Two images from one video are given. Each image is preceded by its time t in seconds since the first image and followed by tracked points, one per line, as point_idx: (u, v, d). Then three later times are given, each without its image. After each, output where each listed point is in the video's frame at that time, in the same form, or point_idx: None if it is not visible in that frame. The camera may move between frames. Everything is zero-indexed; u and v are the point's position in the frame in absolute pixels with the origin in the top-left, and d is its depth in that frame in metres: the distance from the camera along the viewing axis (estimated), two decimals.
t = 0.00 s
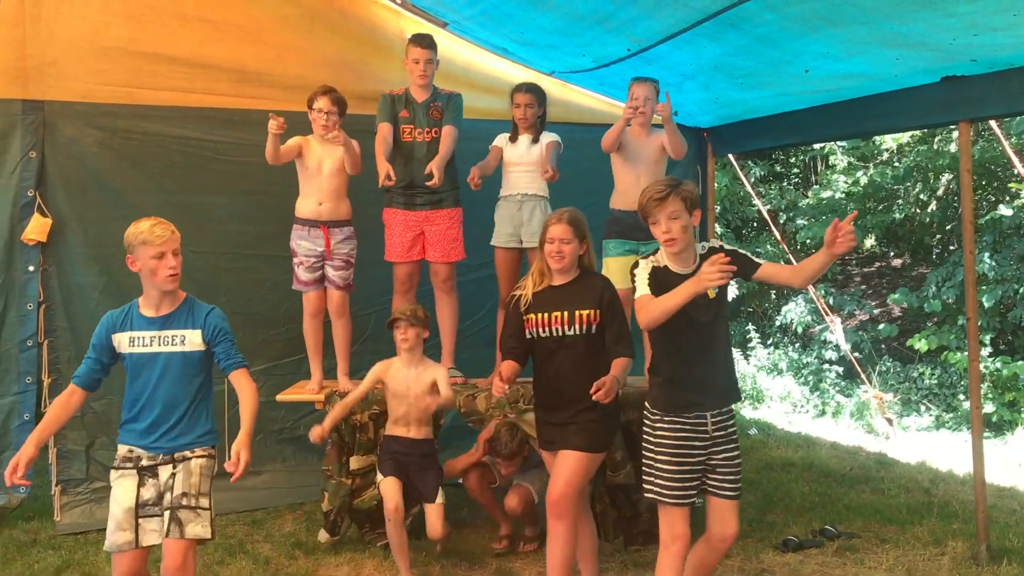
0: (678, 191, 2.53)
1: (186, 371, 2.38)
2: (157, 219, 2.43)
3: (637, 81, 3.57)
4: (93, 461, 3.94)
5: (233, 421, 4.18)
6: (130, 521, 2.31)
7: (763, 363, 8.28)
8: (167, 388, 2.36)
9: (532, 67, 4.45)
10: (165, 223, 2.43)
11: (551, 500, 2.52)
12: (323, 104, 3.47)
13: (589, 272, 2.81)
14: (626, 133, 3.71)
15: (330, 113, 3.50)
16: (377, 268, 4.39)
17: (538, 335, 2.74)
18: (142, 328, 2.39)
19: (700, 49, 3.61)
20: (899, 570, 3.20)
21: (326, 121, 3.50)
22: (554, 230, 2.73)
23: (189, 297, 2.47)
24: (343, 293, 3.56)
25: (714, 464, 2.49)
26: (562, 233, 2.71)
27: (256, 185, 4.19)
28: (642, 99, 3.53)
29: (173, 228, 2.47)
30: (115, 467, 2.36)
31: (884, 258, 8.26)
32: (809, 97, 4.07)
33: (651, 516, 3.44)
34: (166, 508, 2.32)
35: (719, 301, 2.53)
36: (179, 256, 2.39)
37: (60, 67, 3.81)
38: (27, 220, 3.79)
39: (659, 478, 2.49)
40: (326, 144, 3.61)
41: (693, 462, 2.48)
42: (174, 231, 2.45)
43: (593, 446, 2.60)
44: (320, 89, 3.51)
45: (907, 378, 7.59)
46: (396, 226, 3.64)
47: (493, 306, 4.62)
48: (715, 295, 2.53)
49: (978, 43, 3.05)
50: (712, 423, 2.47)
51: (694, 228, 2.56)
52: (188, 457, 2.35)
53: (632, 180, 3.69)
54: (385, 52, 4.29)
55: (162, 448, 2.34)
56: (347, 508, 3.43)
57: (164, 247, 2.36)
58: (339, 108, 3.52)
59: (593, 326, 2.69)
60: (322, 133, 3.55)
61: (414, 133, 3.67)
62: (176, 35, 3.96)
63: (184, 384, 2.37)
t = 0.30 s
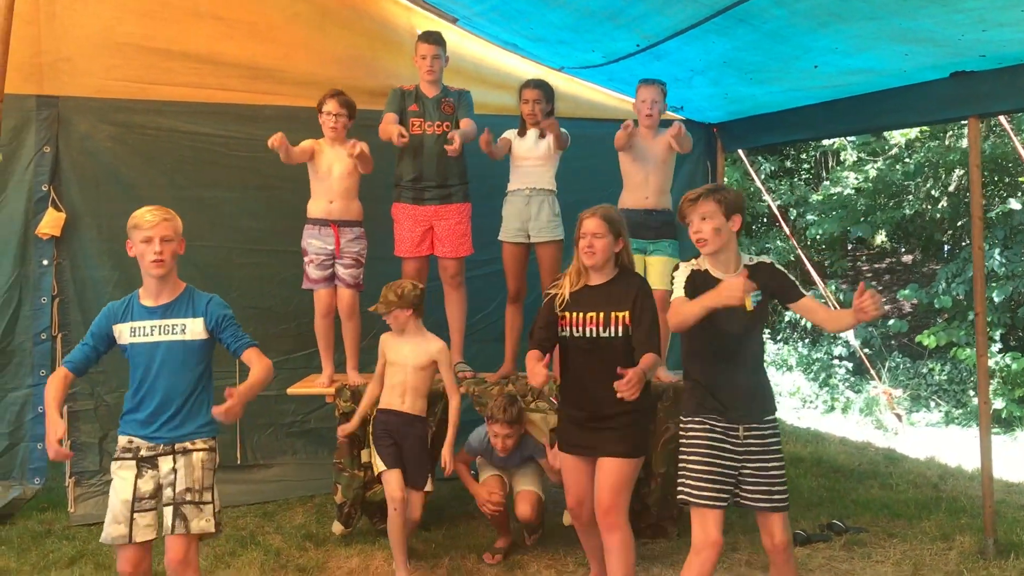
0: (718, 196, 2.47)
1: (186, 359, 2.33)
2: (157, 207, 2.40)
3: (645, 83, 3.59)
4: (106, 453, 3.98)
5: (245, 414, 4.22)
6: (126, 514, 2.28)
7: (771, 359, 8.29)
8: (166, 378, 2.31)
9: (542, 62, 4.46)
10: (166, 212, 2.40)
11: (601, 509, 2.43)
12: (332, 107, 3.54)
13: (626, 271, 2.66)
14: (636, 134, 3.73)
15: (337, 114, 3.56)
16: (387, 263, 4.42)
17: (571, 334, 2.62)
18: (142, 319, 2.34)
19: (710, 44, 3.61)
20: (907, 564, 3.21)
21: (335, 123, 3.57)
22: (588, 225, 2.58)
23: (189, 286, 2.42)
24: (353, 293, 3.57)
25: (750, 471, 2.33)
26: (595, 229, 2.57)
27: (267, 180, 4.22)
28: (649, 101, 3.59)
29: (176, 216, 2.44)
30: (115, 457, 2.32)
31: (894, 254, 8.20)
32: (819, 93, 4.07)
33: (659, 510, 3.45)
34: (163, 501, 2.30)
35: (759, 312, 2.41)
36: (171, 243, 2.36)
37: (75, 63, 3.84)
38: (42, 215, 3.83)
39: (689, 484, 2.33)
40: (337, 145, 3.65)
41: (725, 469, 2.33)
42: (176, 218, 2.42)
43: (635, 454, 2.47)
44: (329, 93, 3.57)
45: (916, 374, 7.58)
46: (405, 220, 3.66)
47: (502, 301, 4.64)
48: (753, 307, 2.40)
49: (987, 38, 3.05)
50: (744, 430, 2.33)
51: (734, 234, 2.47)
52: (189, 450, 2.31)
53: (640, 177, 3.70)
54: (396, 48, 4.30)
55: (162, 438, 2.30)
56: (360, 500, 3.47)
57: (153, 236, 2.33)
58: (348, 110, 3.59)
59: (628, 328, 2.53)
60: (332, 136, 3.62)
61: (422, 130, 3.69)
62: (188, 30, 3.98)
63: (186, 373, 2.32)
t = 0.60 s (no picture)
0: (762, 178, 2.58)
1: (197, 330, 2.38)
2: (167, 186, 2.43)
3: (650, 70, 3.65)
4: (118, 446, 4.03)
5: (255, 408, 4.25)
6: (143, 485, 2.32)
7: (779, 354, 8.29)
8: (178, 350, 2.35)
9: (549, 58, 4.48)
10: (176, 192, 2.43)
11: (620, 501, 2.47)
12: (341, 99, 3.58)
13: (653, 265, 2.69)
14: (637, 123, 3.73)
15: (345, 104, 3.59)
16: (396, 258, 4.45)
17: (594, 325, 2.65)
18: (150, 292, 2.38)
19: (717, 40, 3.62)
20: (913, 558, 3.22)
21: (344, 115, 3.61)
22: (613, 218, 2.62)
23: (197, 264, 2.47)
24: (361, 287, 3.59)
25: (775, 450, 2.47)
26: (620, 221, 2.60)
27: (277, 176, 4.25)
28: (654, 89, 3.63)
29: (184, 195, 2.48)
30: (127, 430, 2.35)
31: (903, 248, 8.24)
32: (826, 88, 4.07)
33: (666, 503, 3.48)
34: (179, 473, 2.35)
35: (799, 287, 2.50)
36: (177, 222, 2.38)
37: (86, 59, 3.88)
38: (54, 210, 3.87)
39: (718, 454, 2.51)
40: (344, 139, 3.69)
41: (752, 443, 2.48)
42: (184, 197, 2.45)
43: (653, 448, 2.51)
44: (338, 85, 3.61)
45: (924, 368, 7.58)
46: (413, 216, 3.67)
47: (510, 296, 4.66)
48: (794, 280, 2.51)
49: (994, 34, 3.05)
50: (772, 406, 2.45)
51: (776, 215, 2.56)
52: (204, 423, 2.37)
53: (647, 164, 3.68)
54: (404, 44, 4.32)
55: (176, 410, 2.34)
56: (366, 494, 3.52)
57: (160, 216, 2.35)
58: (357, 102, 3.62)
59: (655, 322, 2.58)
60: (341, 128, 3.66)
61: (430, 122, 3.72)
62: (198, 27, 4.01)
63: (197, 345, 2.37)
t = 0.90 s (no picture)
0: (776, 182, 2.67)
1: (212, 329, 2.49)
2: (184, 190, 2.56)
3: (650, 73, 3.64)
4: (124, 449, 4.04)
5: (259, 410, 4.26)
6: (150, 472, 2.41)
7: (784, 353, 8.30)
8: (193, 347, 2.46)
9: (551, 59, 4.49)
10: (192, 195, 2.55)
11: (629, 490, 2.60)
12: (342, 98, 3.57)
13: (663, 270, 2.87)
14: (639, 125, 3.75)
15: (347, 105, 3.58)
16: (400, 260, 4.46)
17: (611, 329, 2.85)
18: (168, 293, 2.49)
19: (719, 40, 3.62)
20: (918, 556, 3.23)
21: (345, 114, 3.59)
22: (622, 231, 2.77)
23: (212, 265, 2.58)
24: (365, 286, 3.59)
25: (791, 441, 2.56)
26: (627, 234, 2.76)
27: (281, 178, 4.26)
28: (655, 92, 3.62)
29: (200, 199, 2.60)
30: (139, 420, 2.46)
31: (907, 247, 8.14)
32: (828, 87, 4.08)
33: (670, 502, 3.49)
34: (187, 464, 2.45)
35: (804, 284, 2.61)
36: (192, 224, 2.50)
37: (89, 63, 3.89)
38: (58, 213, 3.88)
39: (744, 442, 2.69)
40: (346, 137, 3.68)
41: (768, 435, 2.60)
42: (201, 200, 2.57)
43: (662, 439, 2.68)
44: (339, 84, 3.59)
45: (929, 367, 7.59)
46: (417, 218, 3.67)
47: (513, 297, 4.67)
48: (800, 276, 2.61)
49: (996, 33, 3.05)
50: (785, 400, 2.56)
51: (787, 218, 2.67)
52: (216, 421, 2.48)
53: (650, 167, 3.69)
54: (406, 45, 4.33)
55: (191, 406, 2.45)
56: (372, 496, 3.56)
57: (176, 217, 2.48)
58: (357, 101, 3.60)
59: (671, 325, 2.79)
60: (343, 126, 3.65)
61: (433, 121, 3.72)
62: (201, 30, 4.02)
63: (211, 345, 2.48)
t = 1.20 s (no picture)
0: (774, 191, 2.74)
1: (210, 352, 2.48)
2: (184, 212, 2.55)
3: (648, 88, 3.64)
4: (126, 460, 4.04)
5: (261, 419, 4.26)
6: (163, 490, 2.46)
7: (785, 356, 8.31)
8: (191, 367, 2.47)
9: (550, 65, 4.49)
10: (192, 216, 2.54)
11: (649, 494, 2.80)
12: (338, 112, 3.62)
13: (670, 265, 2.95)
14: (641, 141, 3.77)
15: (343, 119, 3.63)
16: (401, 267, 4.46)
17: (624, 325, 2.93)
18: (166, 314, 2.49)
19: (718, 45, 3.64)
20: (922, 559, 3.23)
21: (342, 127, 3.64)
22: (626, 231, 2.86)
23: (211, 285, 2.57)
24: (365, 297, 3.58)
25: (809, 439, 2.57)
26: (633, 233, 2.85)
27: (283, 187, 4.27)
28: (655, 107, 3.62)
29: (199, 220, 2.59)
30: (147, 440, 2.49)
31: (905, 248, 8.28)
32: (826, 91, 4.09)
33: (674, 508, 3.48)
34: (194, 479, 2.47)
35: (813, 291, 2.65)
36: (190, 245, 2.49)
37: (89, 74, 3.90)
38: (58, 225, 3.88)
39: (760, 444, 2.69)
40: (347, 149, 3.70)
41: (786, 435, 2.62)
42: (200, 222, 2.56)
43: (676, 435, 2.82)
44: (335, 98, 3.65)
45: (929, 368, 7.61)
46: (419, 225, 3.69)
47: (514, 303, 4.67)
48: (809, 285, 2.65)
49: (994, 35, 3.06)
50: (799, 398, 2.59)
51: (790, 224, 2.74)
52: (215, 435, 2.48)
53: (652, 181, 3.70)
54: (405, 53, 4.35)
55: (191, 424, 2.46)
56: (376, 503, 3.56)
57: (174, 238, 2.46)
58: (354, 114, 3.67)
59: (679, 318, 2.87)
60: (340, 140, 3.68)
61: (434, 134, 3.74)
62: (201, 40, 4.04)
63: (210, 364, 2.48)
